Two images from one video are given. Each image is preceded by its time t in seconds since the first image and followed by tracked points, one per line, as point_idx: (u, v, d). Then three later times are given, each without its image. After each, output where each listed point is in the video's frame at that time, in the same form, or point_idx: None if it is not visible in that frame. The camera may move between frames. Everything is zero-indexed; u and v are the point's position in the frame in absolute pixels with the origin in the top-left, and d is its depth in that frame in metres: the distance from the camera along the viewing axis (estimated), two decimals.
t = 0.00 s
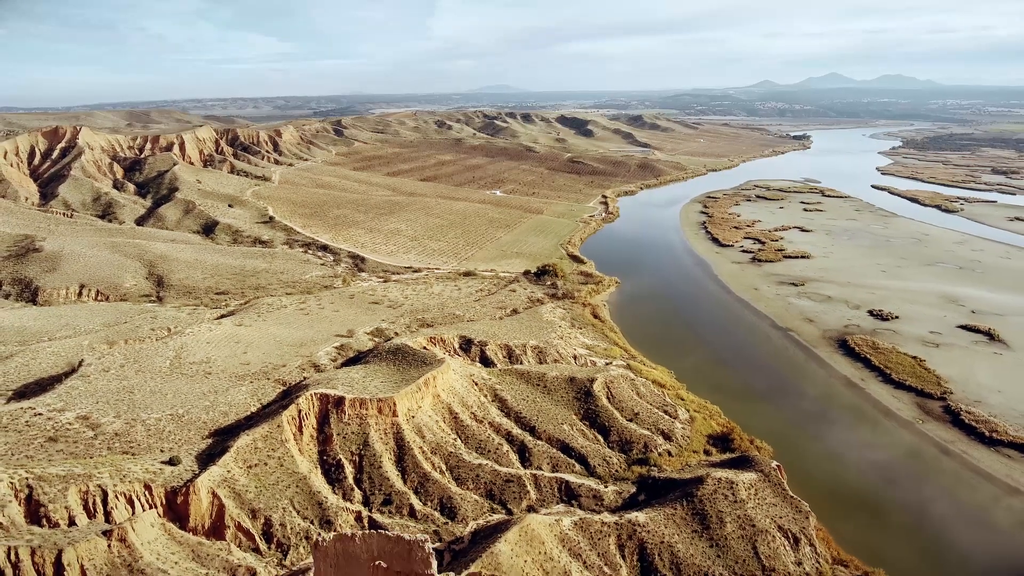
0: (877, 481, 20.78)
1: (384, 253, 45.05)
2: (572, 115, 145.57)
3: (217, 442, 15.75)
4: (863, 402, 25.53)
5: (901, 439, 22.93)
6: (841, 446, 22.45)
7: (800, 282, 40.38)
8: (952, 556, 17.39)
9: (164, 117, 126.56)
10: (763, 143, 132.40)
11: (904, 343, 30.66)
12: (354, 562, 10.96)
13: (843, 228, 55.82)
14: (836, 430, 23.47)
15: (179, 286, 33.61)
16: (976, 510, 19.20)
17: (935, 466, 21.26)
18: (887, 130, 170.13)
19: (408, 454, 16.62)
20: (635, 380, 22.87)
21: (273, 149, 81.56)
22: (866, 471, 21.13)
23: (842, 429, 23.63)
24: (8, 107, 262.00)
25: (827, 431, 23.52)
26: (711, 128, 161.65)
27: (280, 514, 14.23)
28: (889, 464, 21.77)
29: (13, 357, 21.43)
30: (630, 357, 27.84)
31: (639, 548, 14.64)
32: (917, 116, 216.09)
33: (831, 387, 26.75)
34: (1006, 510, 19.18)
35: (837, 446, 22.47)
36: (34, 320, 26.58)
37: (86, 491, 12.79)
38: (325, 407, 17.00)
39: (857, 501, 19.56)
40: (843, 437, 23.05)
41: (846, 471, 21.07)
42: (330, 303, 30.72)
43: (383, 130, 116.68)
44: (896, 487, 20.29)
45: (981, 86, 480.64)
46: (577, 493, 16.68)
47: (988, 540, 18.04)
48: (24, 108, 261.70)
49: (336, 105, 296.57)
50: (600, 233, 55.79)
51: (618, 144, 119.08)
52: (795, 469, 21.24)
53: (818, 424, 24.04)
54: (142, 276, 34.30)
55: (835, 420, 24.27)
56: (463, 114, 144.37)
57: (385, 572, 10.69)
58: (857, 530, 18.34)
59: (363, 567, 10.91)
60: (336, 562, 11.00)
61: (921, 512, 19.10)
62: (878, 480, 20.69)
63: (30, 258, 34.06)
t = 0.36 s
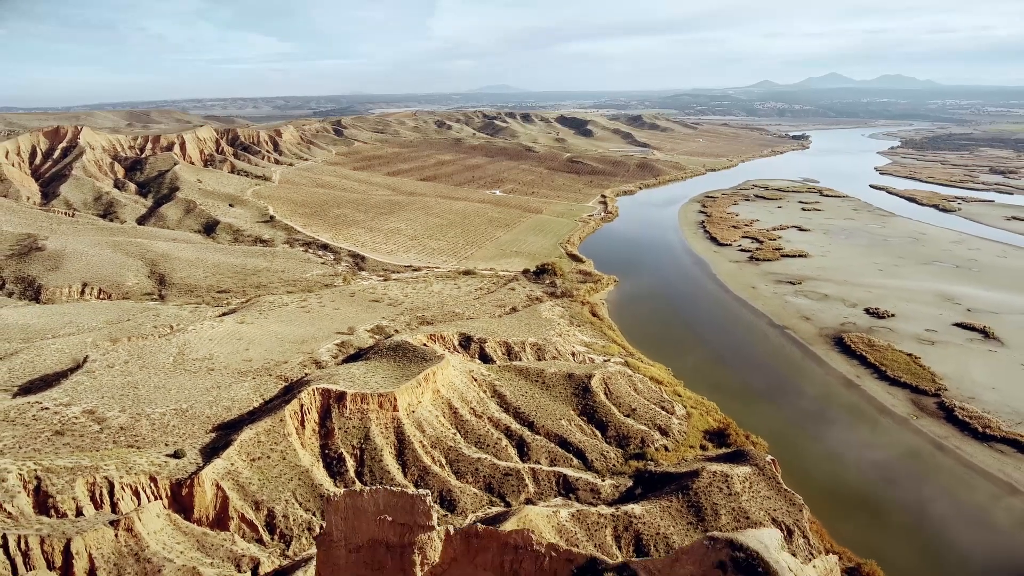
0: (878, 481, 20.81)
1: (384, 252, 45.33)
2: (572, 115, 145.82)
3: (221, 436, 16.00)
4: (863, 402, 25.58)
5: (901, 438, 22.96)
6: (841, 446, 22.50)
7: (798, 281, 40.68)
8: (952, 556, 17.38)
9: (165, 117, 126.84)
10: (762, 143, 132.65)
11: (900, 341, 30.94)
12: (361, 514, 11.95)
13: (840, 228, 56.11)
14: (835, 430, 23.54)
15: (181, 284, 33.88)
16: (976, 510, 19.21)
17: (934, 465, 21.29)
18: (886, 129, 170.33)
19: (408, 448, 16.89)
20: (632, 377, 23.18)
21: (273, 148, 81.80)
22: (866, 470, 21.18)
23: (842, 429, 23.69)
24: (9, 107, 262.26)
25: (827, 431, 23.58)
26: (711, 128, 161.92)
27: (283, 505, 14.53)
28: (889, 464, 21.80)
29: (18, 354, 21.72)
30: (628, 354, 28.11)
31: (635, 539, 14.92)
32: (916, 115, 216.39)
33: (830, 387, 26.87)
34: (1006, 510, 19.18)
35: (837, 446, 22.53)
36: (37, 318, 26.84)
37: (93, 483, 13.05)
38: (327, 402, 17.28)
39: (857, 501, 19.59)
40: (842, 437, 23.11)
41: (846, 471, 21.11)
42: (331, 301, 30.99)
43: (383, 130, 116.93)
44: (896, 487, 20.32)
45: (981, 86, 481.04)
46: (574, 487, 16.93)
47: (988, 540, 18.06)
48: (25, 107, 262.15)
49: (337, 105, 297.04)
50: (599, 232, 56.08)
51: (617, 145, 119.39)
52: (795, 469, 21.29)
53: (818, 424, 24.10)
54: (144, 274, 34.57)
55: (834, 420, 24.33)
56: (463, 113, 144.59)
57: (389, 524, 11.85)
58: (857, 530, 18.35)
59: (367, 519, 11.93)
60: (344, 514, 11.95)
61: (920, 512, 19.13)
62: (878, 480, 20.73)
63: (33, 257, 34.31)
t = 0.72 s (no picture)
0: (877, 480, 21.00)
1: (383, 251, 45.65)
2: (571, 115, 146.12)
3: (225, 429, 16.30)
4: (862, 401, 25.68)
5: (900, 437, 23.13)
6: (840, 445, 22.70)
7: (794, 279, 41.01)
8: (952, 556, 17.48)
9: (165, 118, 127.05)
10: (761, 143, 133.02)
11: (894, 338, 31.28)
12: (369, 472, 13.26)
13: (838, 227, 56.45)
14: (835, 430, 23.73)
15: (183, 282, 34.18)
16: (974, 508, 19.39)
17: (933, 463, 21.47)
18: (885, 129, 170.63)
19: (409, 442, 17.17)
20: (629, 372, 23.55)
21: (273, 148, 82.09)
22: (865, 470, 21.30)
23: (841, 429, 23.82)
24: (9, 107, 262.36)
25: (826, 431, 23.71)
26: (710, 128, 162.26)
27: (286, 496, 14.84)
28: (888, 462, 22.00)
29: (23, 350, 22.00)
30: (625, 351, 28.42)
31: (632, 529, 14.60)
32: (915, 116, 216.79)
33: (829, 386, 26.99)
34: (1004, 508, 19.35)
35: (836, 446, 22.66)
36: (41, 315, 27.14)
37: (100, 474, 13.35)
38: (328, 396, 17.58)
39: (857, 501, 19.71)
40: (842, 437, 23.22)
41: (845, 470, 21.33)
42: (332, 299, 31.30)
43: (382, 130, 117.24)
44: (895, 485, 20.51)
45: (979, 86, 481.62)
46: (572, 480, 17.08)
47: (985, 537, 18.23)
48: (25, 107, 262.74)
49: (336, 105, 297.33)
50: (597, 231, 56.41)
51: (616, 145, 119.67)
52: (795, 469, 21.41)
53: (817, 424, 24.22)
54: (146, 273, 34.86)
55: (834, 420, 24.45)
56: (463, 113, 144.89)
57: (394, 481, 13.16)
58: (857, 530, 18.47)
59: (375, 477, 13.30)
60: (354, 472, 13.25)
61: (918, 510, 19.32)
62: (878, 480, 20.84)
63: (35, 255, 34.57)
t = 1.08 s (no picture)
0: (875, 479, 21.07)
1: (384, 250, 45.96)
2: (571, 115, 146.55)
3: (229, 423, 16.63)
4: (862, 401, 25.73)
5: (900, 436, 23.18)
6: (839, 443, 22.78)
7: (791, 278, 41.30)
8: (952, 555, 17.50)
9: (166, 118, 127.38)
10: (760, 143, 133.39)
11: (890, 336, 31.57)
12: (375, 436, 14.04)
13: (835, 226, 56.73)
14: (833, 428, 23.84)
15: (185, 281, 34.48)
16: (972, 507, 19.45)
17: (932, 463, 21.52)
18: (884, 129, 170.99)
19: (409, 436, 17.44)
20: (626, 369, 23.95)
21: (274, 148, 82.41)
22: (864, 470, 21.33)
23: (840, 429, 23.86)
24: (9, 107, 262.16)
25: (826, 430, 23.76)
26: (709, 128, 162.65)
27: (289, 488, 15.16)
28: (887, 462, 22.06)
29: (28, 347, 22.31)
30: (623, 348, 28.72)
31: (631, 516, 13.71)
32: (914, 116, 217.22)
33: (829, 386, 27.04)
34: (1002, 507, 19.38)
35: (836, 446, 22.71)
36: (45, 313, 27.45)
37: (108, 465, 13.67)
38: (330, 391, 17.91)
39: (856, 499, 19.76)
40: (841, 437, 23.27)
41: (843, 468, 21.43)
42: (333, 296, 31.61)
43: (382, 130, 117.59)
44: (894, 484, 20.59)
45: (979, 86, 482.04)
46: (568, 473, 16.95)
47: (983, 536, 18.28)
48: (25, 106, 263.08)
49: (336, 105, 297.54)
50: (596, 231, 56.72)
51: (615, 144, 119.94)
52: (794, 467, 21.48)
53: (817, 424, 24.26)
54: (148, 271, 35.14)
55: (833, 420, 24.49)
56: (462, 113, 145.25)
57: (398, 445, 13.96)
58: (856, 528, 18.51)
59: (384, 442, 14.02)
60: (362, 435, 14.03)
61: (917, 510, 19.34)
62: (877, 479, 20.88)
63: (38, 254, 34.86)
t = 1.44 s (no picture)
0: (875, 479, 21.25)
1: (384, 249, 46.25)
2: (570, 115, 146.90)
3: (232, 417, 16.86)
4: (862, 401, 25.78)
5: (900, 435, 23.34)
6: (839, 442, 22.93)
7: (789, 277, 41.54)
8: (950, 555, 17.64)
9: (167, 117, 127.61)
10: (758, 143, 133.74)
11: (886, 334, 31.86)
12: (380, 411, 14.91)
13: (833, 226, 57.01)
14: (833, 428, 24.00)
15: (187, 279, 34.75)
16: (972, 507, 19.59)
17: (932, 463, 21.63)
18: (883, 130, 171.29)
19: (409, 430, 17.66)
20: (624, 365, 24.30)
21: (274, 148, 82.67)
22: (864, 469, 21.49)
23: (840, 429, 23.98)
24: (9, 107, 262.30)
25: (826, 430, 23.91)
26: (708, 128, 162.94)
27: (291, 481, 15.41)
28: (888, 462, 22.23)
29: (33, 344, 22.57)
30: (621, 346, 28.98)
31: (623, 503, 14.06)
32: (913, 116, 217.56)
33: (830, 386, 27.11)
34: (1002, 507, 19.50)
35: (836, 446, 22.86)
36: (49, 311, 27.70)
37: (114, 457, 13.93)
38: (332, 386, 18.16)
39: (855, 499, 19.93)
40: (841, 437, 23.40)
41: (843, 468, 21.58)
42: (334, 295, 31.90)
43: (382, 130, 117.93)
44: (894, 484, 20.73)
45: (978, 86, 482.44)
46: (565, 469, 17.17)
47: (982, 536, 18.41)
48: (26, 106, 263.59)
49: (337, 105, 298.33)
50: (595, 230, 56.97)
51: (614, 144, 120.20)
52: (793, 467, 21.67)
53: (817, 424, 24.40)
54: (150, 270, 35.39)
55: (834, 420, 24.60)
56: (462, 113, 145.61)
57: (401, 419, 14.86)
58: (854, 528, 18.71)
59: (388, 418, 14.92)
60: (366, 411, 14.91)
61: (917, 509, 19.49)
62: (877, 479, 21.04)
63: (41, 253, 35.10)
